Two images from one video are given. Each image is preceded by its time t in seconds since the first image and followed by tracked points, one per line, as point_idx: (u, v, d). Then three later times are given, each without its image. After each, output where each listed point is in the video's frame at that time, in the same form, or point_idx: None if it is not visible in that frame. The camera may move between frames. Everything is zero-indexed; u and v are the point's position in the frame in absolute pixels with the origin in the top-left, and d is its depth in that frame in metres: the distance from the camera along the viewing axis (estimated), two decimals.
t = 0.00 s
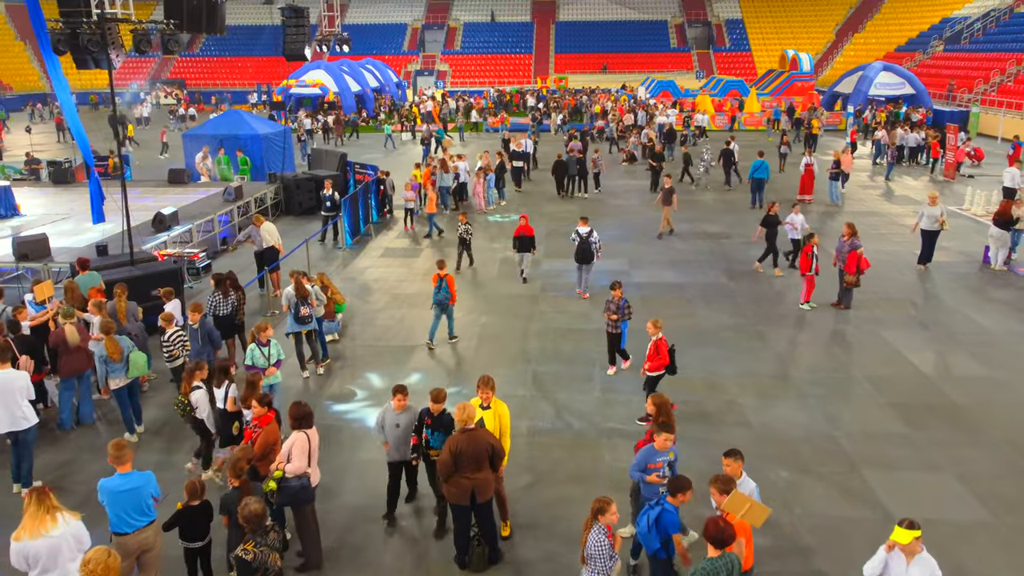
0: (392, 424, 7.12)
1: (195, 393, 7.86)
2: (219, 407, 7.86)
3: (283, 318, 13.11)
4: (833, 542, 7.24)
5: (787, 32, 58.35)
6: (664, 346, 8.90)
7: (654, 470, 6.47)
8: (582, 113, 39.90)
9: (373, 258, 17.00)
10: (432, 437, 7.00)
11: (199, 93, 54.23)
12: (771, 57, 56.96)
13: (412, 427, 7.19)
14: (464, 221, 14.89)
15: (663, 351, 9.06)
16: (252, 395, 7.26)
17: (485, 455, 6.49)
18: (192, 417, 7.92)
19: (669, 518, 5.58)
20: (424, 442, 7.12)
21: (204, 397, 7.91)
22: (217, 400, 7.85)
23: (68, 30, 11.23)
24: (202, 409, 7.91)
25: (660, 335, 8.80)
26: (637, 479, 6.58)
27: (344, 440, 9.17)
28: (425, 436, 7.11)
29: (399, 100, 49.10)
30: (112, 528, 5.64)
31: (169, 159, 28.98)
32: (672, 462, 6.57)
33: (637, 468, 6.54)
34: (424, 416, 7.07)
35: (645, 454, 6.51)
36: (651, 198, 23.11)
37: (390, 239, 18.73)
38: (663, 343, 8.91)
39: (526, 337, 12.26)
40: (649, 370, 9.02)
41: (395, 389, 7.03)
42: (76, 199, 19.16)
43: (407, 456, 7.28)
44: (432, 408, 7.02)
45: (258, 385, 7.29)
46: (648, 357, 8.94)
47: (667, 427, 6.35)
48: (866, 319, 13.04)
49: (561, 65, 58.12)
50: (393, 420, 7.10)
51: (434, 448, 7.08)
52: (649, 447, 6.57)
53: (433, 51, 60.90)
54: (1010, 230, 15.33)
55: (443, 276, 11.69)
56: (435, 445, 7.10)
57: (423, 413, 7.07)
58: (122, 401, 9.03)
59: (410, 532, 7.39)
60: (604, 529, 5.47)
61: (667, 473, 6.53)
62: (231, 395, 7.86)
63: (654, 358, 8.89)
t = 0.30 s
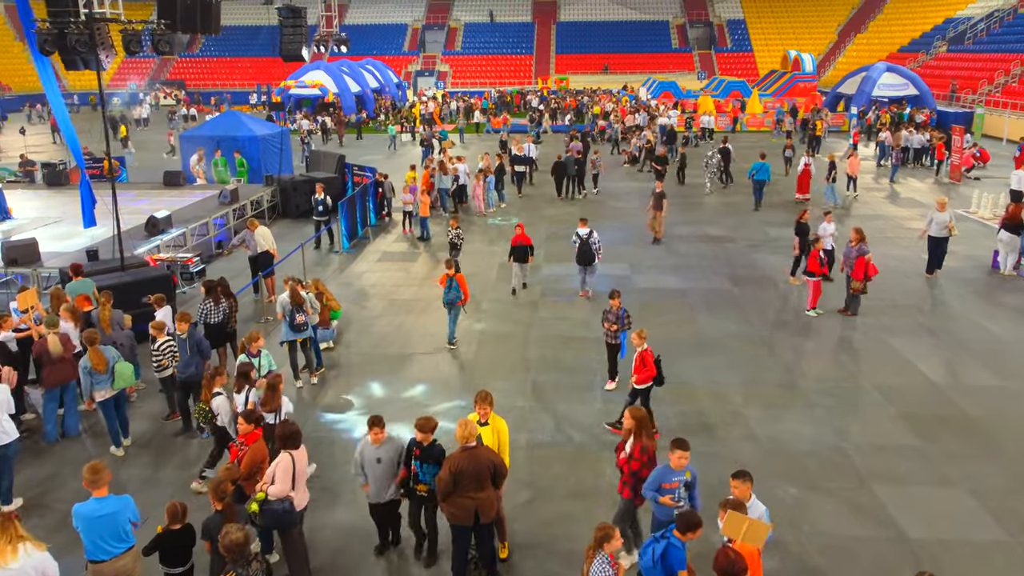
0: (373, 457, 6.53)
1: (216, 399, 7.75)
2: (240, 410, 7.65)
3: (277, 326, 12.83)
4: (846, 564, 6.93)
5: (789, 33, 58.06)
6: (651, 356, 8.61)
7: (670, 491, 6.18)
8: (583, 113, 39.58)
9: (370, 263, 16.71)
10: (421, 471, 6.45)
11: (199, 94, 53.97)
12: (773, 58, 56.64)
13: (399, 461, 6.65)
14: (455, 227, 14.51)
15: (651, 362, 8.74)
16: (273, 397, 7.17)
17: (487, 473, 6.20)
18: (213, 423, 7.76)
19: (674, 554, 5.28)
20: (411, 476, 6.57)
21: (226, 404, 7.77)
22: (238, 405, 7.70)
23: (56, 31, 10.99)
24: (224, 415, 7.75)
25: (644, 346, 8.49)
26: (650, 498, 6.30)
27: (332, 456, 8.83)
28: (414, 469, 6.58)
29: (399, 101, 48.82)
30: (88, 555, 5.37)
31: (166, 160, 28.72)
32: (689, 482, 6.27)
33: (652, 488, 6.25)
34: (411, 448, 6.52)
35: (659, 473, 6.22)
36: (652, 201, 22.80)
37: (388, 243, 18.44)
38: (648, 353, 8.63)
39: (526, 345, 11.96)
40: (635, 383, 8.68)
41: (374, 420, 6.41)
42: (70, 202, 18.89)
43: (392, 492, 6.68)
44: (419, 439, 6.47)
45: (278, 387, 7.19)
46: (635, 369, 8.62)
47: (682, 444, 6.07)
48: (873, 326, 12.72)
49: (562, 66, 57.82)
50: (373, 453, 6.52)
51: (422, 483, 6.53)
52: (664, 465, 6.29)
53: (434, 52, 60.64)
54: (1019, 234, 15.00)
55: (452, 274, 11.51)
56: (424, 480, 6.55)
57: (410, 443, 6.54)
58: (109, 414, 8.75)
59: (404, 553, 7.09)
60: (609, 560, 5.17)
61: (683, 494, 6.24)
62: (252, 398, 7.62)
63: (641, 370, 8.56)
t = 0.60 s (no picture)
0: (354, 500, 5.95)
1: (234, 400, 7.61)
2: (258, 411, 7.56)
3: (271, 334, 12.56)
4: None
5: (791, 33, 57.78)
6: (634, 367, 8.26)
7: (677, 512, 5.90)
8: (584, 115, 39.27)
9: (368, 267, 16.44)
10: (406, 516, 5.91)
11: (198, 94, 53.68)
12: (775, 59, 56.34)
13: (381, 506, 6.08)
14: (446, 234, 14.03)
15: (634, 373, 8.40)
16: (292, 396, 7.31)
17: (489, 495, 5.90)
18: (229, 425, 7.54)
19: None
20: (396, 522, 6.00)
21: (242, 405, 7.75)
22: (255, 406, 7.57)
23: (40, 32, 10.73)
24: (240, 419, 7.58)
25: (627, 356, 8.16)
26: (657, 519, 6.00)
27: (319, 472, 8.51)
28: (396, 514, 6.03)
29: (399, 102, 48.54)
30: None
31: (163, 163, 28.45)
32: (695, 504, 5.98)
33: (658, 511, 5.99)
34: (392, 491, 5.98)
35: (664, 493, 5.94)
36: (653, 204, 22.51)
37: (385, 246, 18.16)
38: (632, 364, 8.28)
39: (526, 353, 11.66)
40: (617, 393, 8.38)
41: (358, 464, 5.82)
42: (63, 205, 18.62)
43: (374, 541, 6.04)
44: (399, 481, 5.93)
45: (296, 388, 7.33)
46: (618, 379, 8.30)
47: (687, 462, 5.76)
48: (881, 333, 12.42)
49: (563, 66, 57.53)
50: (356, 495, 5.94)
51: (407, 528, 5.97)
52: (668, 485, 5.99)
53: (434, 52, 60.39)
54: None
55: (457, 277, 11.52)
56: (411, 525, 5.98)
57: (391, 487, 6.00)
58: (94, 427, 8.45)
59: None
60: None
61: (693, 515, 5.95)
62: (269, 398, 7.54)
63: (623, 381, 8.24)
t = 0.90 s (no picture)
0: (329, 548, 5.45)
1: (254, 408, 7.47)
2: (278, 415, 7.56)
3: (263, 343, 12.25)
4: None
5: (792, 33, 57.47)
6: (624, 379, 7.84)
7: (672, 537, 5.56)
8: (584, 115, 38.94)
9: (363, 272, 16.14)
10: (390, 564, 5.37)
11: (196, 95, 53.35)
12: (776, 59, 56.01)
13: (357, 556, 5.52)
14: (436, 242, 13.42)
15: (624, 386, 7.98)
16: (316, 400, 7.23)
17: (489, 519, 5.60)
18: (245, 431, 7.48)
19: None
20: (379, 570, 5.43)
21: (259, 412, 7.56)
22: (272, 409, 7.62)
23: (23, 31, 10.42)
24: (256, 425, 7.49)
25: (614, 368, 7.74)
26: (653, 547, 5.62)
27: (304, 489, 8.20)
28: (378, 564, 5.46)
29: (398, 102, 48.23)
30: None
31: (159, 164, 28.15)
32: (692, 525, 5.65)
33: (653, 539, 5.61)
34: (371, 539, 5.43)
35: (659, 517, 5.58)
36: (654, 206, 22.20)
37: (382, 250, 17.86)
38: (621, 377, 7.85)
39: (524, 361, 11.36)
40: (603, 408, 7.97)
41: (331, 506, 5.32)
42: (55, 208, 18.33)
43: None
44: (378, 526, 5.39)
45: (320, 392, 7.24)
46: (606, 393, 7.88)
47: (682, 482, 5.43)
48: (888, 340, 12.12)
49: (563, 67, 57.21)
50: (330, 544, 5.44)
51: None
52: (662, 508, 5.63)
53: (433, 52, 60.08)
54: None
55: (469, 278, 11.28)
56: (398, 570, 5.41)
57: (370, 534, 5.45)
58: (77, 442, 8.16)
59: None
60: None
61: (687, 539, 5.64)
62: (290, 403, 7.53)
63: (612, 395, 7.82)
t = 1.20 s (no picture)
0: None
1: (266, 411, 7.41)
2: (292, 414, 7.56)
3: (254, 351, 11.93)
4: None
5: (793, 33, 57.17)
6: (614, 397, 7.52)
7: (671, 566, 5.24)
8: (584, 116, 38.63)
9: (359, 276, 15.83)
10: None
11: (194, 96, 53.03)
12: (777, 59, 55.67)
13: None
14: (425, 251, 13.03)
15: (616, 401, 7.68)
16: (338, 403, 7.28)
17: (485, 545, 5.29)
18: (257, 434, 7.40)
19: None
20: None
21: (272, 415, 7.50)
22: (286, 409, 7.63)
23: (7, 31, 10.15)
24: (271, 434, 7.48)
25: (604, 384, 7.41)
26: None
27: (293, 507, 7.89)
28: None
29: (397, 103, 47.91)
30: None
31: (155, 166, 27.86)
32: (694, 554, 5.31)
33: (653, 569, 5.29)
34: None
35: (658, 544, 5.27)
36: (655, 209, 21.90)
37: (378, 254, 17.56)
38: (611, 394, 7.53)
39: (523, 370, 11.06)
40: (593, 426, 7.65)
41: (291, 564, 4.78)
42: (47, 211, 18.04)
43: None
44: None
45: (341, 395, 7.26)
46: (595, 410, 7.55)
47: (681, 507, 5.13)
48: (896, 348, 11.82)
49: (564, 67, 56.89)
50: None
51: None
52: (661, 534, 5.32)
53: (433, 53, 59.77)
54: None
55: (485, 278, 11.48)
56: None
57: None
58: (58, 458, 7.85)
59: None
60: None
61: (688, 567, 5.31)
62: (307, 401, 7.56)
63: (601, 413, 7.50)
